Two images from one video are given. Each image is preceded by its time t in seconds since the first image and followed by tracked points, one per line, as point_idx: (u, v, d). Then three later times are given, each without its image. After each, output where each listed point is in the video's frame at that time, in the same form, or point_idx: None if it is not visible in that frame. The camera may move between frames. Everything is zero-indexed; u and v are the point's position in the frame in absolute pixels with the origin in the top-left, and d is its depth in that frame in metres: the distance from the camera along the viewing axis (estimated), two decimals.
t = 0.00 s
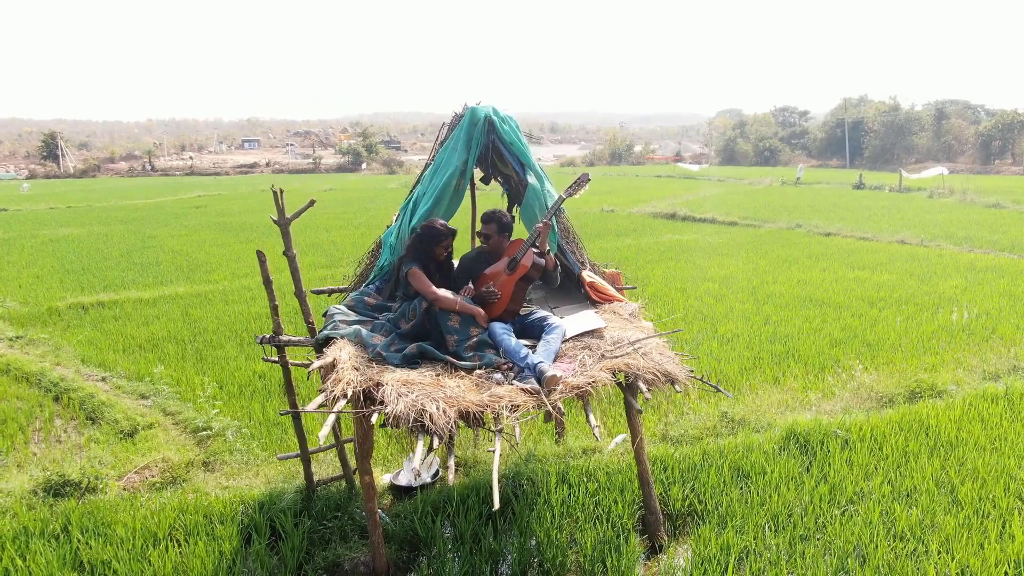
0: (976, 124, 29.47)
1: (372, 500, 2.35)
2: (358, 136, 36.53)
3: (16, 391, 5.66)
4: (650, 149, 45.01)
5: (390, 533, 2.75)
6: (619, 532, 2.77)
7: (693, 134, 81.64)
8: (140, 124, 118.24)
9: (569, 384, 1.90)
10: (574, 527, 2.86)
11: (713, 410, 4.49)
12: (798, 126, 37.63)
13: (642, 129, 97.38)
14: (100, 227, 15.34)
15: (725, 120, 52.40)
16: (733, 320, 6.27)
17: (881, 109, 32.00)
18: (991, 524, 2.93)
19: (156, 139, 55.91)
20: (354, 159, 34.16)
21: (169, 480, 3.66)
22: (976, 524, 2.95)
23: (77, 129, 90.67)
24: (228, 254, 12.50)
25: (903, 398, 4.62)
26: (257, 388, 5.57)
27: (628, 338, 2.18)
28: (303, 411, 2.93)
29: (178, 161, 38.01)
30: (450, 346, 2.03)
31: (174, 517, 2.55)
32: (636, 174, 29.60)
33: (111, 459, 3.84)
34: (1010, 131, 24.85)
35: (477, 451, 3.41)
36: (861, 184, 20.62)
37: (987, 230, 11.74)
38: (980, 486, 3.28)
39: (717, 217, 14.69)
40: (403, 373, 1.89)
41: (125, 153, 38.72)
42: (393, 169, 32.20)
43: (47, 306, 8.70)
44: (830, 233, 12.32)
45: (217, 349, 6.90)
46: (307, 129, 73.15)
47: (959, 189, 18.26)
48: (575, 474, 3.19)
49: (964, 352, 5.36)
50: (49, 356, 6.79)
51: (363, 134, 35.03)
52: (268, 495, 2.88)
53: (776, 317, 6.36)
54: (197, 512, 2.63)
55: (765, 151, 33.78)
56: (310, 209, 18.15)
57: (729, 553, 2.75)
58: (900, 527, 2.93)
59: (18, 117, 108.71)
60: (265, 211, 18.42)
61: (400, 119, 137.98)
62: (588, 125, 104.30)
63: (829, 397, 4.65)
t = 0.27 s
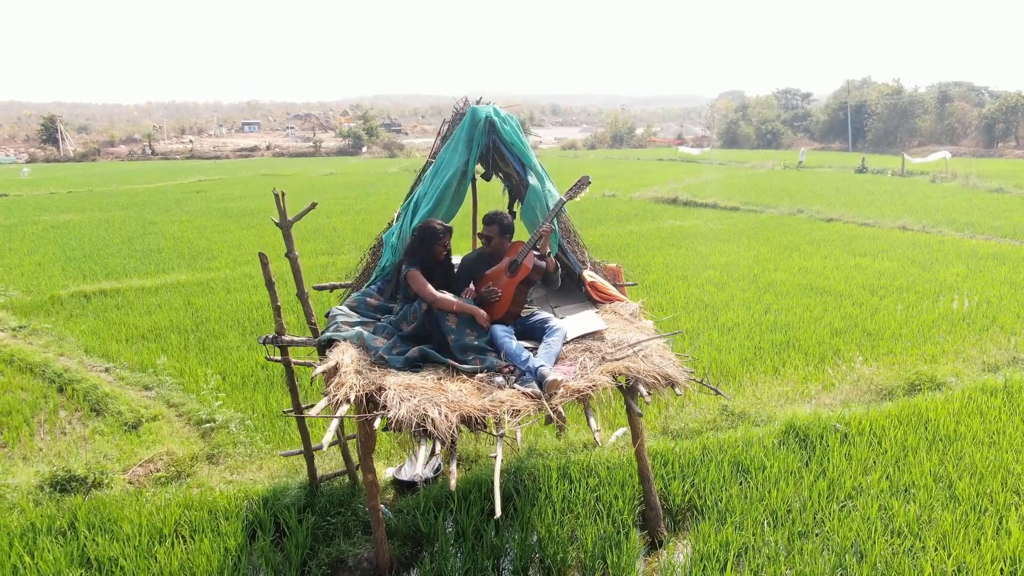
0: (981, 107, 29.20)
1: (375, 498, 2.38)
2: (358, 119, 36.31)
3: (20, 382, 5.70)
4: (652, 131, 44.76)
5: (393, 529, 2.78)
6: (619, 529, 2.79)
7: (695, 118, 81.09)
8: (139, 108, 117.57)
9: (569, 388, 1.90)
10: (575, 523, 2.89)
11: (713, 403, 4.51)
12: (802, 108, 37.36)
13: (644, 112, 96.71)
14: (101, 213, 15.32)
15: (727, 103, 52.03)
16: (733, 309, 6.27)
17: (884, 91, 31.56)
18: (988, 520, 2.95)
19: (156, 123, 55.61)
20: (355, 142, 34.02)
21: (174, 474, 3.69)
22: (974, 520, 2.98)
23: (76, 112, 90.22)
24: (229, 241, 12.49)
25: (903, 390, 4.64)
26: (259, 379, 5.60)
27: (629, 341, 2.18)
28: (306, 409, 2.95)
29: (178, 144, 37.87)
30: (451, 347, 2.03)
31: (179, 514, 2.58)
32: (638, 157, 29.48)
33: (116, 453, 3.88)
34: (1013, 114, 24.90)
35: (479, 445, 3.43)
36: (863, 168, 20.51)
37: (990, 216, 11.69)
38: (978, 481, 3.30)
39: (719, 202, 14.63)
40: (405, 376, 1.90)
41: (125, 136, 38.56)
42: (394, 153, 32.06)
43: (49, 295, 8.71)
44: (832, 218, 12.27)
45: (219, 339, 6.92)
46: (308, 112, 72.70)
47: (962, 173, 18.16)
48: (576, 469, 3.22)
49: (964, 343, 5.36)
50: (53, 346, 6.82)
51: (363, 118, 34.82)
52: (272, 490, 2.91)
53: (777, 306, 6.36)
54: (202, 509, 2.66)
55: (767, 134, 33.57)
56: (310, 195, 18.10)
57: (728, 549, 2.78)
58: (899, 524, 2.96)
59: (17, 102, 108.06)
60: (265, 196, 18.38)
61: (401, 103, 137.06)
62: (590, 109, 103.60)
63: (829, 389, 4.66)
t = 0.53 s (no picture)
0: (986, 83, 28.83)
1: (379, 491, 2.42)
2: (358, 96, 35.95)
3: (26, 368, 5.74)
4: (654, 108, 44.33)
5: (397, 520, 2.81)
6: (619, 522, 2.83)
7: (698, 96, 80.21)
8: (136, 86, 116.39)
9: (570, 389, 1.91)
10: (576, 514, 2.93)
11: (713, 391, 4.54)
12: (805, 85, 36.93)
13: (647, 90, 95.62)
14: (101, 193, 15.26)
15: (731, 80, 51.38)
16: (734, 293, 6.27)
17: (889, 66, 31.29)
18: (983, 513, 2.99)
19: (154, 100, 55.11)
20: (355, 119, 33.76)
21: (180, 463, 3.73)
22: (969, 511, 3.01)
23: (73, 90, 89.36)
24: (230, 222, 12.46)
25: (902, 379, 4.66)
26: (262, 365, 5.63)
27: (630, 340, 2.18)
28: (310, 402, 2.97)
29: (176, 121, 37.58)
30: (453, 347, 2.03)
31: (186, 506, 2.62)
32: (639, 135, 29.25)
33: (122, 442, 3.92)
34: (1018, 91, 24.03)
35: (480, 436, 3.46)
36: (866, 147, 20.35)
37: (992, 196, 11.64)
38: (974, 472, 3.33)
39: (720, 182, 14.55)
40: (408, 377, 1.91)
41: (123, 113, 38.26)
42: (394, 130, 31.83)
43: (51, 279, 8.72)
44: (833, 198, 12.21)
45: (221, 323, 6.95)
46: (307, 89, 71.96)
47: (965, 151, 18.03)
48: (577, 461, 3.25)
49: (964, 329, 5.36)
50: (57, 332, 6.85)
51: (363, 95, 34.48)
52: (277, 482, 2.95)
53: (777, 290, 6.36)
54: (209, 501, 2.70)
55: (770, 111, 33.28)
56: (310, 176, 18.00)
57: (726, 541, 2.82)
58: (895, 516, 2.99)
59: (13, 78, 106.89)
60: (265, 175, 18.29)
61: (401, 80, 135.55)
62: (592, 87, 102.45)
63: (829, 377, 4.68)
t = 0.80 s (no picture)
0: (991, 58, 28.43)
1: (382, 485, 2.45)
2: (356, 70, 35.49)
3: (29, 354, 5.77)
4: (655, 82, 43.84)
5: (400, 511, 2.85)
6: (620, 516, 2.88)
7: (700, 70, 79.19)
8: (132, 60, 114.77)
9: (571, 390, 1.92)
10: (577, 505, 2.97)
11: (712, 378, 4.56)
12: (809, 59, 36.46)
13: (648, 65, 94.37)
14: (99, 171, 15.16)
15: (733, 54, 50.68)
16: (734, 276, 6.27)
17: (894, 39, 30.86)
18: (977, 504, 3.03)
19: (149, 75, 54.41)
20: (353, 93, 33.40)
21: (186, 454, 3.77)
22: (963, 502, 3.06)
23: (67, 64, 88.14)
24: (229, 201, 12.40)
25: (899, 367, 4.68)
26: (264, 351, 5.66)
27: (630, 339, 2.19)
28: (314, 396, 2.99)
29: (172, 95, 37.14)
30: (455, 347, 2.04)
31: (192, 498, 2.66)
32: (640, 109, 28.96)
33: (127, 431, 3.95)
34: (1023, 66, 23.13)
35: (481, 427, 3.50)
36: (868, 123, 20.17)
37: (994, 174, 11.58)
38: (968, 462, 3.37)
39: (721, 159, 14.45)
40: (411, 378, 1.92)
41: (119, 87, 37.80)
42: (393, 105, 31.51)
43: (52, 261, 8.71)
44: (834, 177, 12.15)
45: (223, 307, 6.96)
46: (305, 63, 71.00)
47: (968, 128, 17.89)
48: (577, 452, 3.28)
49: (961, 314, 5.36)
50: (59, 316, 6.87)
51: (361, 69, 34.03)
52: (281, 472, 2.99)
53: (777, 272, 6.36)
54: (215, 493, 2.74)
55: (772, 86, 32.94)
56: (309, 153, 17.86)
57: (724, 533, 2.87)
58: (891, 507, 3.04)
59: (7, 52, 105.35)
60: (263, 152, 18.14)
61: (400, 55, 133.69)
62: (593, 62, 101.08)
63: (827, 363, 4.69)
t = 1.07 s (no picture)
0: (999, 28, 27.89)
1: (387, 479, 2.49)
2: (354, 41, 34.92)
3: (34, 338, 5.80)
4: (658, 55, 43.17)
5: (403, 501, 2.90)
6: (617, 506, 2.91)
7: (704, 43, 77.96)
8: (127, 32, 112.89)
9: (572, 391, 1.93)
10: (578, 495, 3.02)
11: (710, 364, 4.57)
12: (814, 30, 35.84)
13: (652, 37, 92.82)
14: (97, 147, 15.04)
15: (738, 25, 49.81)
16: (734, 257, 6.26)
17: (901, 10, 30.26)
18: (970, 495, 3.07)
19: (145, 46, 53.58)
20: (352, 65, 32.93)
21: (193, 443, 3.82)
22: (956, 493, 3.10)
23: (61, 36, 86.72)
24: (228, 179, 12.33)
25: (896, 355, 4.67)
26: (266, 335, 5.69)
27: (631, 338, 2.19)
28: (318, 390, 3.03)
29: (169, 67, 36.62)
30: (457, 347, 2.04)
31: (200, 488, 2.70)
32: (642, 82, 28.59)
33: (134, 419, 4.01)
34: None
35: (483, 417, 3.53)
36: (871, 97, 19.95)
37: (997, 150, 11.48)
38: (963, 452, 3.40)
39: (723, 135, 14.32)
40: (415, 379, 1.92)
41: (114, 59, 37.25)
42: (392, 78, 31.12)
43: (53, 242, 8.70)
44: (837, 153, 12.05)
45: (225, 290, 6.98)
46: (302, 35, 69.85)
47: (971, 102, 17.70)
48: (578, 441, 3.32)
49: (959, 297, 5.36)
50: (62, 299, 6.89)
51: (359, 40, 33.49)
52: (286, 462, 3.03)
53: (777, 254, 6.35)
54: (222, 483, 2.78)
55: (774, 57, 32.51)
56: (307, 128, 17.69)
57: (721, 524, 2.92)
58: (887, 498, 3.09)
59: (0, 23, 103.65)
60: (262, 127, 17.96)
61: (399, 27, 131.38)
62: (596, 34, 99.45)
63: (825, 349, 4.71)
